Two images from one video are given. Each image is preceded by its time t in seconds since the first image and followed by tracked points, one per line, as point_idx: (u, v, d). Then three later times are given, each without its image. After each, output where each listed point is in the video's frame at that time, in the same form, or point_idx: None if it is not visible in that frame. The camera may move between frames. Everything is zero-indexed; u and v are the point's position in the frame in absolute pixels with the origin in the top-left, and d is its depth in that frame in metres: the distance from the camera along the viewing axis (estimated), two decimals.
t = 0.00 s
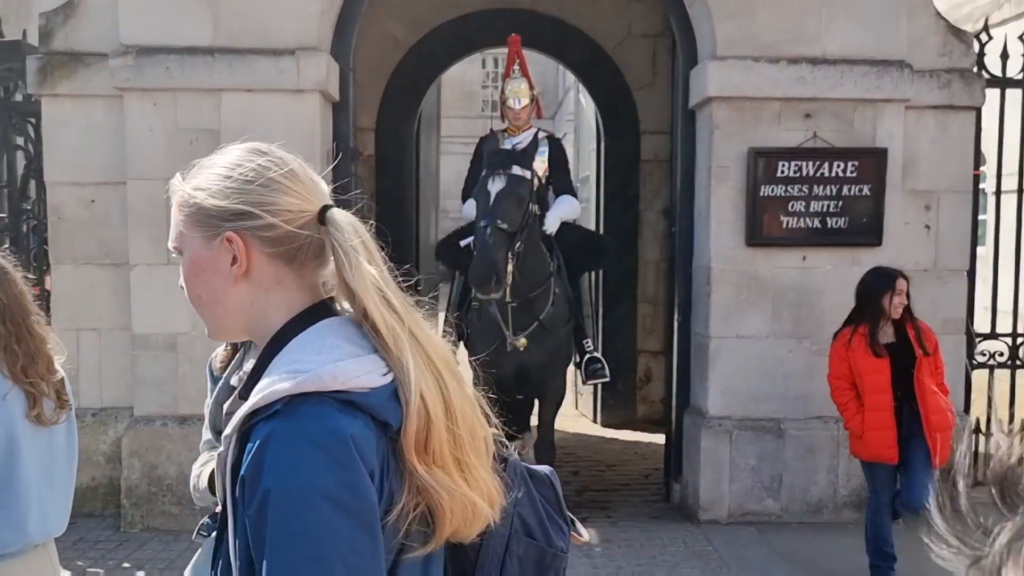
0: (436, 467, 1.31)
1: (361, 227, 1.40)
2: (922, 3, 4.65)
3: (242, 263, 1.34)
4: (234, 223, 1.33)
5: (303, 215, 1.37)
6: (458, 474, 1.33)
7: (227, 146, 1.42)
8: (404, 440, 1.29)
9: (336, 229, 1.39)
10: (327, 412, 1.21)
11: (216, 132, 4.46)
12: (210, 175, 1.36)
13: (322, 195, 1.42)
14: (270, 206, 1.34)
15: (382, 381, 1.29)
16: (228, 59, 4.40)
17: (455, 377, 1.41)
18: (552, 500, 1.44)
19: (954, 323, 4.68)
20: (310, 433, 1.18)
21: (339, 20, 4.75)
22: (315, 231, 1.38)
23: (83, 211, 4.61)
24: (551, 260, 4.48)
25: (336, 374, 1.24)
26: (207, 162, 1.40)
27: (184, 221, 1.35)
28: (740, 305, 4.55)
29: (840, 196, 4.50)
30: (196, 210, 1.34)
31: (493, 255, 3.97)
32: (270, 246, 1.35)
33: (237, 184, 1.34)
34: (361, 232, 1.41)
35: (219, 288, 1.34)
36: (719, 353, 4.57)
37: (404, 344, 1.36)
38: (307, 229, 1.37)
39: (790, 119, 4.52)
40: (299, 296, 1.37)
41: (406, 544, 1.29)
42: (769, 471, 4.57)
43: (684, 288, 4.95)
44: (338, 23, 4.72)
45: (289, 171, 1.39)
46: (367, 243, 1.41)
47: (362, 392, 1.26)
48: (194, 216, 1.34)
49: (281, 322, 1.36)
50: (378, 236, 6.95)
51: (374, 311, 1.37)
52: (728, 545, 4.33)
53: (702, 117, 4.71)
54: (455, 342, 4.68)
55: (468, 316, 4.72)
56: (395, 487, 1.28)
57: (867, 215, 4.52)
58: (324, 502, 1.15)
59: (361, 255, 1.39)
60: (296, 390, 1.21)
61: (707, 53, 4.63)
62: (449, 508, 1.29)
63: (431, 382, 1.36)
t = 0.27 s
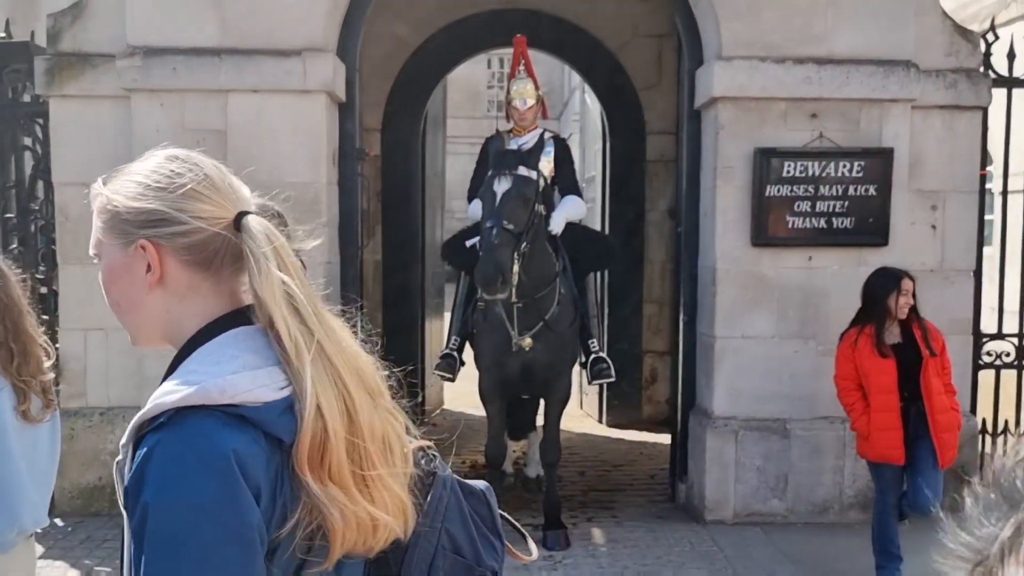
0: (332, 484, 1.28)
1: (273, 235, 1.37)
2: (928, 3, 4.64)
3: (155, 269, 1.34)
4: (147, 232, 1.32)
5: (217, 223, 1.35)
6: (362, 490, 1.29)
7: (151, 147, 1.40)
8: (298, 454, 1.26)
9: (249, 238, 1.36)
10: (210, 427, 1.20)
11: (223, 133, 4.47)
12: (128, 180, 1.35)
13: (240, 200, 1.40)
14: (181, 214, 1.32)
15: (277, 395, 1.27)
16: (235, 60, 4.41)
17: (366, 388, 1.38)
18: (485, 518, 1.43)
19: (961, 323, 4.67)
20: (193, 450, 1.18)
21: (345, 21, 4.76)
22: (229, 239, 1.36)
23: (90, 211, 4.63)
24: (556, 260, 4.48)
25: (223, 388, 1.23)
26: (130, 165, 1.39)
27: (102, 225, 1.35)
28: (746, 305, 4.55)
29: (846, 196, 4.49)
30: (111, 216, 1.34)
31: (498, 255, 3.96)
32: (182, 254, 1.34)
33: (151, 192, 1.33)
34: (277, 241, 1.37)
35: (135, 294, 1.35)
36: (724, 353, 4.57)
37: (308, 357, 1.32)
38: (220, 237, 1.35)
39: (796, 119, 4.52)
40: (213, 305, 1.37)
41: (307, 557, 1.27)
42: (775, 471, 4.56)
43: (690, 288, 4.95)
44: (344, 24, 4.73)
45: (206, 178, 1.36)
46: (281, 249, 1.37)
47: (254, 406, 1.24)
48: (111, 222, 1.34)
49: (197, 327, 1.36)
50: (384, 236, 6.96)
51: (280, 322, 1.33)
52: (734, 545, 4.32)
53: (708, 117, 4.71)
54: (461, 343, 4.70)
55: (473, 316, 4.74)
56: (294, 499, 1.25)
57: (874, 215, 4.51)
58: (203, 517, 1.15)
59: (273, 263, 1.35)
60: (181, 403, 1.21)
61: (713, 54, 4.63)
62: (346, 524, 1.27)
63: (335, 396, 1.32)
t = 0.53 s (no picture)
0: (197, 496, 1.24)
1: (165, 236, 1.33)
2: (936, 2, 4.63)
3: (55, 264, 1.32)
4: (47, 229, 1.31)
5: (116, 221, 1.32)
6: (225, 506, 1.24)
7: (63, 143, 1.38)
8: (161, 466, 1.22)
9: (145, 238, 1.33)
10: (66, 435, 1.18)
11: (231, 133, 4.49)
12: (36, 176, 1.34)
13: (145, 196, 1.36)
14: (79, 211, 1.30)
15: (147, 403, 1.24)
16: (243, 61, 4.43)
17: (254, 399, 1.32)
18: (405, 527, 1.42)
19: (969, 324, 4.65)
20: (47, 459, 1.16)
21: (353, 21, 4.77)
22: (129, 237, 1.33)
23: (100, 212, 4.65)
24: (563, 261, 4.47)
25: (85, 396, 1.20)
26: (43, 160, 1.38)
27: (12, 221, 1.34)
28: (753, 305, 4.54)
29: (853, 196, 4.49)
30: (18, 212, 1.33)
31: (506, 256, 3.96)
32: (78, 249, 1.32)
33: (52, 188, 1.31)
34: (171, 243, 1.33)
35: (41, 290, 1.34)
36: (731, 353, 4.57)
37: (185, 366, 1.27)
38: (120, 234, 1.33)
39: (804, 119, 4.51)
40: (116, 302, 1.34)
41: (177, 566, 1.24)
42: (783, 472, 4.56)
43: (697, 289, 4.95)
44: (351, 25, 4.75)
45: (110, 174, 1.33)
46: (173, 251, 1.33)
47: (117, 415, 1.21)
48: (18, 218, 1.33)
49: (99, 324, 1.34)
50: (392, 236, 6.98)
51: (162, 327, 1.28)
52: (741, 546, 4.31)
53: (716, 117, 4.71)
54: (469, 342, 4.70)
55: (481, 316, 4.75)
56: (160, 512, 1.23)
57: (882, 215, 4.50)
58: (53, 528, 1.13)
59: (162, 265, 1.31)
60: (42, 407, 1.19)
61: (720, 54, 4.63)
62: (199, 540, 1.23)
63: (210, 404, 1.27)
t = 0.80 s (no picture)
0: (92, 487, 1.21)
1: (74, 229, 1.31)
2: (947, 2, 4.62)
3: None
4: None
5: (40, 220, 1.33)
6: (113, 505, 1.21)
7: None
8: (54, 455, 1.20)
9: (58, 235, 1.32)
10: None
11: (242, 134, 4.51)
12: None
13: (72, 195, 1.37)
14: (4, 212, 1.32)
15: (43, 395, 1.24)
16: (254, 61, 4.45)
17: (160, 396, 1.28)
18: (347, 529, 1.44)
19: (980, 324, 4.64)
20: None
21: (364, 22, 4.79)
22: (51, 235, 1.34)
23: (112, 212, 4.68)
24: (573, 262, 4.48)
25: None
26: None
27: None
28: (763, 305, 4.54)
29: (863, 196, 4.48)
30: None
31: (516, 256, 3.96)
32: (8, 251, 1.33)
33: None
34: (80, 236, 1.31)
35: None
36: (741, 353, 4.57)
37: (84, 357, 1.24)
38: (45, 234, 1.34)
39: (814, 120, 4.51)
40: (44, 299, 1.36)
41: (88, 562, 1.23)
42: (793, 472, 4.55)
43: (707, 289, 4.95)
44: (361, 26, 4.76)
45: (37, 177, 1.35)
46: (81, 245, 1.30)
47: (12, 406, 1.23)
48: None
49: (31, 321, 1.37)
50: (401, 237, 7.00)
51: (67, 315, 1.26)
52: (751, 546, 4.32)
53: (725, 117, 4.71)
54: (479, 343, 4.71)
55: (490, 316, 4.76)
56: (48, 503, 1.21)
57: (893, 215, 4.49)
58: None
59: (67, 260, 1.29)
60: None
61: (730, 54, 4.63)
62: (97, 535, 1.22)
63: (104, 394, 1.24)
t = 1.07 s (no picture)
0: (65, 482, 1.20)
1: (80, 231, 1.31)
2: (960, 2, 4.61)
3: (3, 264, 1.39)
4: None
5: (48, 221, 1.36)
6: (78, 499, 1.20)
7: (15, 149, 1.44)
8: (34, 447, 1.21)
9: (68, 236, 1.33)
10: None
11: (256, 134, 4.52)
12: None
13: (79, 196, 1.39)
14: (15, 214, 1.35)
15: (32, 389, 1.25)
16: (268, 62, 4.46)
17: (145, 395, 1.26)
18: (335, 527, 1.38)
19: (993, 325, 4.64)
20: None
21: (376, 23, 4.80)
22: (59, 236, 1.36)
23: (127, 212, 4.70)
24: (587, 262, 4.48)
25: None
26: None
27: None
28: (776, 306, 4.54)
29: (876, 197, 4.47)
30: None
31: (532, 256, 3.96)
32: (18, 247, 1.37)
33: None
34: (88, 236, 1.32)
35: None
36: (753, 354, 4.56)
37: (73, 348, 1.24)
38: (52, 234, 1.37)
39: (827, 120, 4.50)
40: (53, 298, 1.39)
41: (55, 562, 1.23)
42: (805, 472, 4.55)
43: (719, 289, 4.94)
44: (374, 26, 4.77)
45: (45, 180, 1.38)
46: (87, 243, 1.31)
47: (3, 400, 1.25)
48: None
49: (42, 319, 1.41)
50: (411, 237, 7.01)
51: (64, 307, 1.26)
52: (764, 546, 4.32)
53: (738, 117, 4.71)
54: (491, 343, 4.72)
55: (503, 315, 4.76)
56: (27, 494, 1.22)
57: (906, 216, 4.49)
58: None
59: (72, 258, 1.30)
60: None
61: (743, 54, 4.63)
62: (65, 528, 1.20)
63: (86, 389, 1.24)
